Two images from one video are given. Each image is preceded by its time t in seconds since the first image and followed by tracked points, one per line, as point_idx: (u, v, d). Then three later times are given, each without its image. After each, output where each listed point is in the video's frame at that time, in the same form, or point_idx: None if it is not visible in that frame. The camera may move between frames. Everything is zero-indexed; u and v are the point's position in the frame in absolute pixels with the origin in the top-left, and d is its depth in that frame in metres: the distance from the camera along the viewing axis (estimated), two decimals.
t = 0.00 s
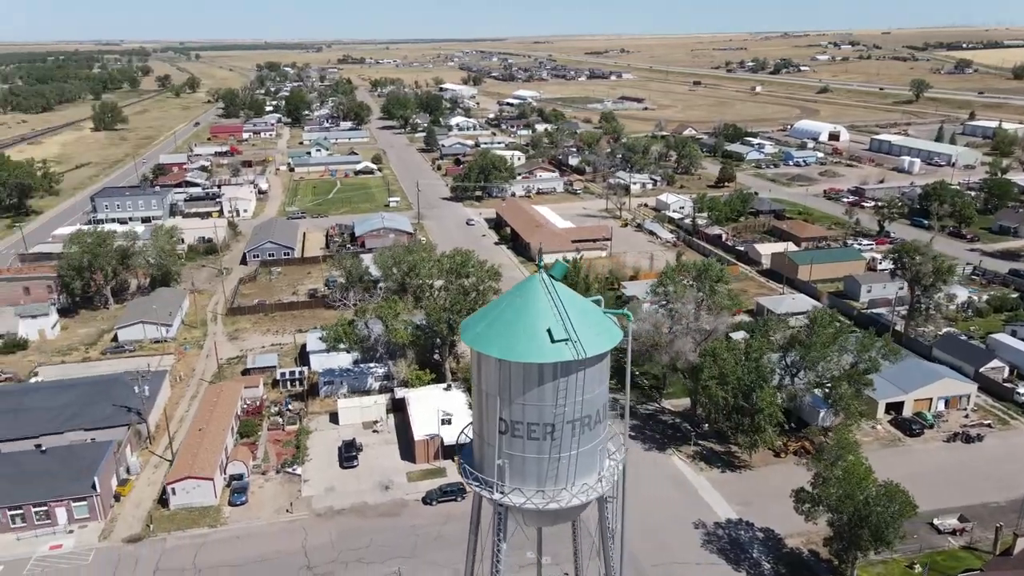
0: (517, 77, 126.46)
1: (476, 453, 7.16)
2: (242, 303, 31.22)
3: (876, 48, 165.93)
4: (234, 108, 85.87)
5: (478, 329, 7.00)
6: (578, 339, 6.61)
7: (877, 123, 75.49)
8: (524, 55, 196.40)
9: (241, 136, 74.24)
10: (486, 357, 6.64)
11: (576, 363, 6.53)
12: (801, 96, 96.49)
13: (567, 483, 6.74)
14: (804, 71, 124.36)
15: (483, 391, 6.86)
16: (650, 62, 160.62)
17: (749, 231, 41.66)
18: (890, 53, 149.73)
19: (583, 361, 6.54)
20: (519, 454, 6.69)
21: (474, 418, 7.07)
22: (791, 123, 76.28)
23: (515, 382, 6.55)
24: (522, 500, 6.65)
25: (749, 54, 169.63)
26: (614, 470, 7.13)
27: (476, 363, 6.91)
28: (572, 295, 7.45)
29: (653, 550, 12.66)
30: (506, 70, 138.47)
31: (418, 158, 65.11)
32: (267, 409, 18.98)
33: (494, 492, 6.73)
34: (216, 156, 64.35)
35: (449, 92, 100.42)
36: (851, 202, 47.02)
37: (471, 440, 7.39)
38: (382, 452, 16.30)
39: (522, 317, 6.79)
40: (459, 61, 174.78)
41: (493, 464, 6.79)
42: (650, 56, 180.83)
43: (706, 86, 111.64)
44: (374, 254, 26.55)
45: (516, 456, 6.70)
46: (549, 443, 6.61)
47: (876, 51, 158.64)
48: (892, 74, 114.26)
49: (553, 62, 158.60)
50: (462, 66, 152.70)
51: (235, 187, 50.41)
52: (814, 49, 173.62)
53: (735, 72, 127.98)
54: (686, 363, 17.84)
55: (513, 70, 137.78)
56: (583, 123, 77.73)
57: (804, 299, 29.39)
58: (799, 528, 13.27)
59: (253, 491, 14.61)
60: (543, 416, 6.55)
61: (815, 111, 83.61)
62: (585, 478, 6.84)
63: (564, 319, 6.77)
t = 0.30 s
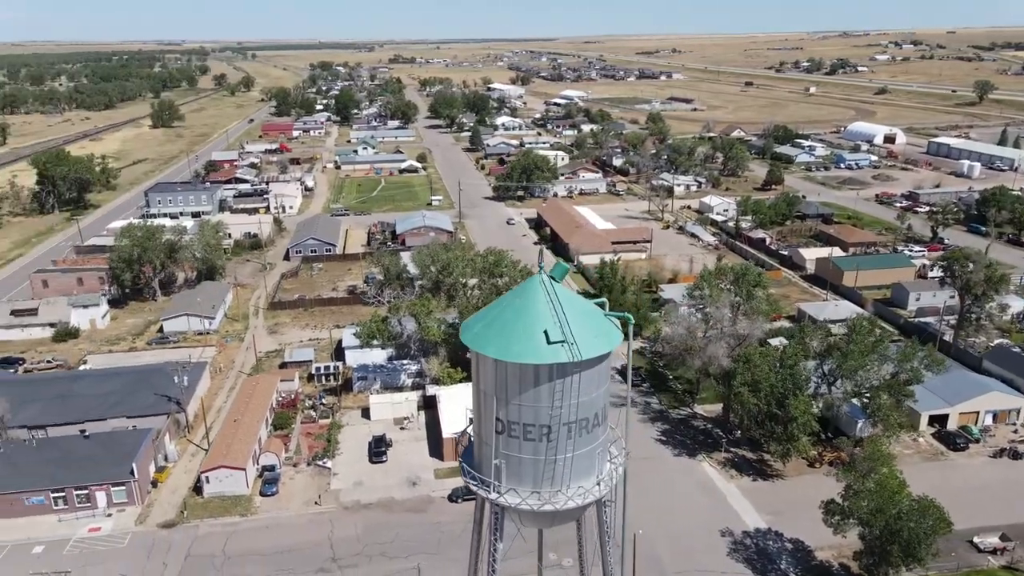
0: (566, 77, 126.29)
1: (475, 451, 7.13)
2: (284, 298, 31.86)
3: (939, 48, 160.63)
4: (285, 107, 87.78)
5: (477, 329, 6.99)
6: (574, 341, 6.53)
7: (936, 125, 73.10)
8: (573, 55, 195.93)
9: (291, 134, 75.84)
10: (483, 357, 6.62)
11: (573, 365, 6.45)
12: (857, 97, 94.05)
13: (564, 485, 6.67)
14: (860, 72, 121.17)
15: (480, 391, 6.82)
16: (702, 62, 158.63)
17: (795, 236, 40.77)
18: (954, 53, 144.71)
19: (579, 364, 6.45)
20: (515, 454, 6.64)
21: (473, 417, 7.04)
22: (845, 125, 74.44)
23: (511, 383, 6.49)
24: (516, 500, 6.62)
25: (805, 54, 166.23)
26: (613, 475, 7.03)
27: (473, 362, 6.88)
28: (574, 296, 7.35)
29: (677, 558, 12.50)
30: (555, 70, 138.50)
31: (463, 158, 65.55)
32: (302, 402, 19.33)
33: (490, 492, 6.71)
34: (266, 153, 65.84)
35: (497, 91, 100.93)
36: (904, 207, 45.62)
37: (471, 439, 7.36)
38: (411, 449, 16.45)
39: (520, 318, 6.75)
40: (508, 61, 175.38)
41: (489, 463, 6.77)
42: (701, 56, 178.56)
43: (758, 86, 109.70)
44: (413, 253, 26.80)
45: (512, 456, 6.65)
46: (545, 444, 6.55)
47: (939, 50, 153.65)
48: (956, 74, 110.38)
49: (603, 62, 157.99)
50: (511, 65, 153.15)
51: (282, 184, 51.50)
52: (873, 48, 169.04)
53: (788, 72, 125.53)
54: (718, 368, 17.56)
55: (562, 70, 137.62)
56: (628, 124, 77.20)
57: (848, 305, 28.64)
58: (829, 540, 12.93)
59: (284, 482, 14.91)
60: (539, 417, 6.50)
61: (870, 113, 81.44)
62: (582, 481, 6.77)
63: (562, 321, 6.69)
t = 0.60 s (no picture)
0: (615, 77, 125.59)
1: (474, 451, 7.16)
2: (325, 294, 32.40)
3: (1009, 48, 154.33)
4: (336, 105, 89.33)
5: (477, 329, 6.97)
6: (570, 344, 6.47)
7: (1001, 129, 70.28)
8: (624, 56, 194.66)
9: (340, 133, 77.15)
10: (480, 357, 6.62)
11: (569, 368, 6.41)
12: (917, 99, 91.11)
13: (560, 488, 6.66)
14: (922, 73, 117.36)
15: (479, 390, 6.83)
16: (756, 63, 155.94)
17: (844, 241, 39.69)
18: None
19: (573, 366, 6.40)
20: (511, 455, 6.64)
21: (473, 416, 7.06)
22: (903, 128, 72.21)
23: (507, 384, 6.49)
24: (511, 501, 6.64)
25: (865, 54, 161.84)
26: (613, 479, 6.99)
27: (472, 362, 6.88)
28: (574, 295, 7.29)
29: (700, 566, 12.32)
30: (606, 70, 137.84)
31: (508, 158, 65.72)
32: (336, 396, 19.63)
33: (486, 492, 6.73)
34: (315, 151, 67.07)
35: (546, 92, 101.02)
36: (962, 213, 43.99)
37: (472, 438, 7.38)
38: (439, 447, 16.52)
39: (517, 318, 6.71)
40: (559, 61, 175.27)
41: (485, 465, 6.79)
42: (756, 56, 175.38)
43: (814, 87, 107.24)
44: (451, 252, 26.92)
45: (508, 457, 6.66)
46: (541, 446, 6.53)
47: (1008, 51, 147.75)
48: None
49: (654, 62, 156.63)
50: (561, 66, 152.97)
51: (328, 181, 52.40)
52: (937, 49, 163.50)
53: (846, 73, 122.34)
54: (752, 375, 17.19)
55: (613, 70, 136.85)
56: (676, 125, 76.34)
57: (895, 314, 27.77)
58: (860, 555, 12.57)
59: (315, 475, 15.16)
60: (534, 419, 6.49)
61: (931, 115, 78.79)
62: (579, 484, 6.74)
63: (559, 321, 6.65)
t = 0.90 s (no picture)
0: (667, 78, 124.30)
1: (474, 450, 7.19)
2: (365, 291, 32.87)
3: None
4: (386, 105, 90.53)
5: (476, 329, 6.98)
6: (566, 345, 6.43)
7: None
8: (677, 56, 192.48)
9: (389, 131, 78.15)
10: (477, 357, 6.63)
11: (564, 370, 6.38)
12: (984, 101, 87.74)
13: (555, 490, 6.63)
14: (990, 74, 112.90)
15: (479, 390, 6.85)
16: (813, 63, 152.46)
17: (896, 247, 38.49)
18: None
19: (568, 368, 6.36)
20: (507, 456, 6.65)
21: (474, 415, 7.08)
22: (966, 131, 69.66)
23: (503, 384, 6.50)
24: (505, 501, 6.66)
25: (931, 55, 156.65)
26: (610, 484, 6.91)
27: (472, 362, 6.91)
28: (575, 296, 7.23)
29: None
30: (658, 70, 136.54)
31: (554, 158, 65.66)
32: (370, 392, 19.88)
33: (483, 491, 6.75)
34: (363, 150, 68.10)
35: (596, 91, 100.73)
36: None
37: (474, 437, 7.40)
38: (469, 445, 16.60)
39: (515, 318, 6.71)
40: (611, 60, 174.32)
41: (481, 463, 6.82)
42: (814, 56, 171.37)
43: (873, 88, 104.28)
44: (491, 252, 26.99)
45: (505, 457, 6.66)
46: (537, 447, 6.52)
47: None
48: None
49: (707, 63, 154.51)
50: (612, 65, 152.06)
51: (374, 179, 53.12)
52: (1008, 48, 157.10)
53: (908, 73, 118.59)
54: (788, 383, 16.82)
55: (665, 70, 135.47)
56: (727, 126, 75.14)
57: (947, 324, 26.82)
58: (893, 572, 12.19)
59: (346, 468, 15.40)
60: (529, 420, 6.48)
61: (998, 118, 75.77)
62: (574, 487, 6.70)
63: (557, 321, 6.61)
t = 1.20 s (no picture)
0: (720, 78, 122.56)
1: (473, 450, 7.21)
2: (404, 288, 33.23)
3: None
4: (434, 104, 91.40)
5: (474, 331, 7.02)
6: (559, 349, 6.40)
7: None
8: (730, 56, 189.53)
9: (436, 130, 78.93)
10: (472, 358, 6.68)
11: (558, 373, 6.35)
12: None
13: (549, 492, 6.58)
14: None
15: (477, 390, 6.88)
16: (873, 64, 148.27)
17: (950, 255, 37.15)
18: None
19: (562, 371, 6.33)
20: (503, 457, 6.65)
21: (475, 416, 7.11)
22: None
23: (498, 385, 6.52)
24: (499, 501, 6.64)
25: (1000, 56, 150.75)
26: (607, 489, 6.83)
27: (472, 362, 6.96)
28: (574, 299, 7.19)
29: None
30: (711, 70, 134.68)
31: (600, 158, 65.38)
32: (403, 388, 20.07)
33: (479, 491, 6.77)
34: (410, 149, 68.89)
35: (646, 92, 100.07)
36: None
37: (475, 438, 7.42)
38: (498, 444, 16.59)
39: (512, 321, 6.72)
40: (662, 61, 172.57)
41: (477, 462, 6.84)
42: (874, 56, 166.62)
43: (936, 90, 100.88)
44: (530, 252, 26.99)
45: (500, 457, 6.66)
46: (531, 449, 6.50)
47: None
48: None
49: (762, 63, 151.87)
50: (664, 66, 150.49)
51: (419, 178, 53.70)
52: None
53: (975, 75, 114.37)
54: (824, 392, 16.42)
55: (717, 70, 133.59)
56: (778, 128, 73.71)
57: (1001, 335, 25.78)
58: None
59: (375, 463, 15.59)
60: (525, 422, 6.47)
61: None
62: (569, 491, 6.64)
63: (553, 324, 6.58)
